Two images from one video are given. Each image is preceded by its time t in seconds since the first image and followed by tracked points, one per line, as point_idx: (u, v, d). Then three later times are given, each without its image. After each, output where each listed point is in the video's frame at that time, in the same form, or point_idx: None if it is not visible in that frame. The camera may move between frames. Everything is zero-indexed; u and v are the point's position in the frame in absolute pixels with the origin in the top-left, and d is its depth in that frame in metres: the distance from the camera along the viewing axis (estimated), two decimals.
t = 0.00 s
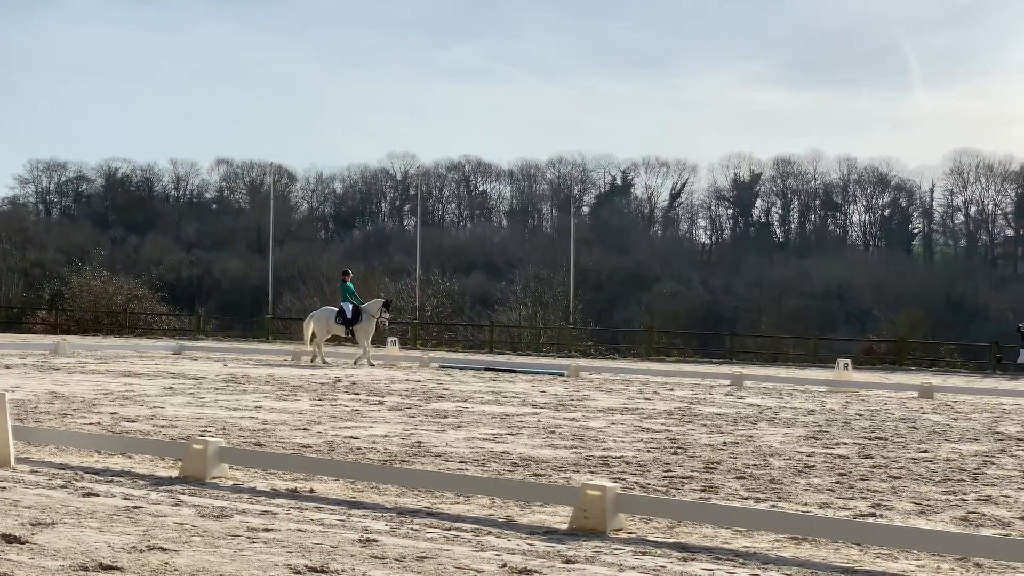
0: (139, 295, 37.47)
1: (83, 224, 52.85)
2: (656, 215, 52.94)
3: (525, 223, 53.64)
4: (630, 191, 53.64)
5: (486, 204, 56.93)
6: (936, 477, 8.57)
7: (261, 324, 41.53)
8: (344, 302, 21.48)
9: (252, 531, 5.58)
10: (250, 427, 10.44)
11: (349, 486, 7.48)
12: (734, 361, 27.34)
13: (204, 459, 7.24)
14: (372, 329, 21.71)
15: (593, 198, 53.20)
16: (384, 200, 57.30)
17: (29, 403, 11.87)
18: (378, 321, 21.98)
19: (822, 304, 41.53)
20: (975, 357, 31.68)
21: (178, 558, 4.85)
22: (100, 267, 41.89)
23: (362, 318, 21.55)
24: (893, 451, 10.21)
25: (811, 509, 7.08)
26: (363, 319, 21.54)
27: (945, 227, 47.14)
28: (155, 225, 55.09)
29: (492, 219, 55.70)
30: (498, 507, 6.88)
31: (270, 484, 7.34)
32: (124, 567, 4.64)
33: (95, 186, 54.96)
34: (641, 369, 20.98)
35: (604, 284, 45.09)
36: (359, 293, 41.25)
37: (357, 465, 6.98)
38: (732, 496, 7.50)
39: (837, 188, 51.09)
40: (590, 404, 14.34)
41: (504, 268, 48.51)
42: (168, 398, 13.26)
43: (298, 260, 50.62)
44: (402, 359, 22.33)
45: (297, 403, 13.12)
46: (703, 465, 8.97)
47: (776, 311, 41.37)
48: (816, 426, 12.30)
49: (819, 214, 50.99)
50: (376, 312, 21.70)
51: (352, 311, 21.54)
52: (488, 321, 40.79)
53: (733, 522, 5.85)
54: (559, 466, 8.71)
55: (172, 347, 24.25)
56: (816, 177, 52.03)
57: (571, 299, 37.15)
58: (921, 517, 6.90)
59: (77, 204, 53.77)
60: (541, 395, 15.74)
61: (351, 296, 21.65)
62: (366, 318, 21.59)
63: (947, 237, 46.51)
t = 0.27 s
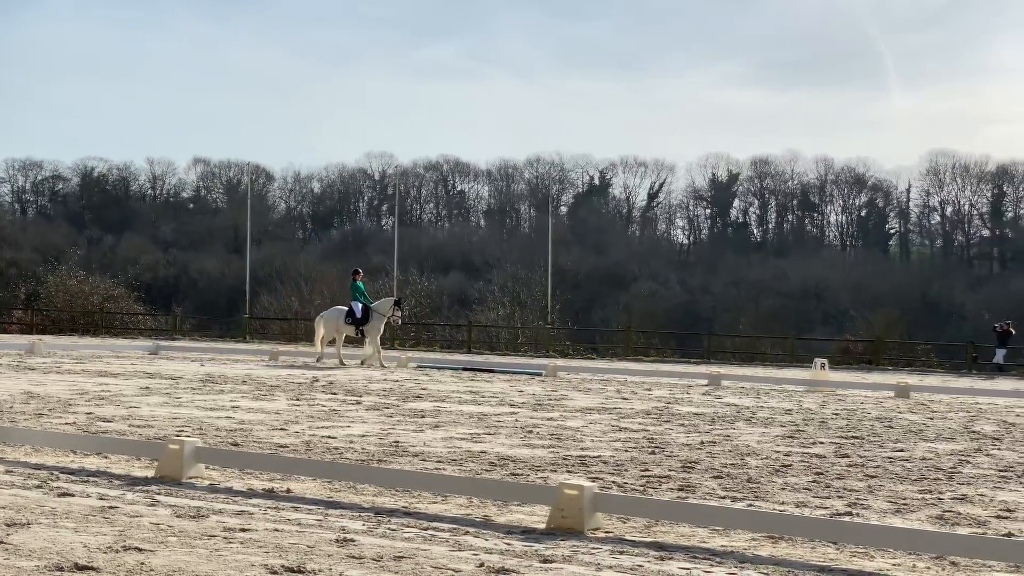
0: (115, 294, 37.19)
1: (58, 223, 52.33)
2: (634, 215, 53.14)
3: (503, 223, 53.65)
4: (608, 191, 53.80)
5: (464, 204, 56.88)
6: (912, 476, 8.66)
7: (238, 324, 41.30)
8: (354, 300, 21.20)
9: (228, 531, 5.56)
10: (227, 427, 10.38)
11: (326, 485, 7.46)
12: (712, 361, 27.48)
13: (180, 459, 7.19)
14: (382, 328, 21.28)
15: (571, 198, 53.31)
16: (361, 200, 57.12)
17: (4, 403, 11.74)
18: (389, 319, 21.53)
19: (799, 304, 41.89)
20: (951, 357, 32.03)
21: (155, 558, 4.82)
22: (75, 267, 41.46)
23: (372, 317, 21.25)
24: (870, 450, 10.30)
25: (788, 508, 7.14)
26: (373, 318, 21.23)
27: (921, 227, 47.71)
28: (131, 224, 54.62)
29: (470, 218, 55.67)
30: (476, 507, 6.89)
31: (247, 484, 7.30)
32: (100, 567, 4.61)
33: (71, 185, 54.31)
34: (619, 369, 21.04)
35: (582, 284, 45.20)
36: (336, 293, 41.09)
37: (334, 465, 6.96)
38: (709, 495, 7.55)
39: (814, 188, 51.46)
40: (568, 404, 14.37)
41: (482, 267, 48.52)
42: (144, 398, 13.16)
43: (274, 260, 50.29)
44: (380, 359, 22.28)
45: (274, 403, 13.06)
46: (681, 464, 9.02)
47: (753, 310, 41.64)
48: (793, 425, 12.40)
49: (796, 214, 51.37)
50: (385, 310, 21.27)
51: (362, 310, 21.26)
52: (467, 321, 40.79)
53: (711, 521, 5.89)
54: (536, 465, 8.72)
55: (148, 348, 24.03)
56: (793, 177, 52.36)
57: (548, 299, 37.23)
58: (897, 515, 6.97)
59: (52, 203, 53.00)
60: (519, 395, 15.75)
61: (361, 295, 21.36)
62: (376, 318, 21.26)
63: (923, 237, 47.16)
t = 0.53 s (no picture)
0: (88, 294, 36.84)
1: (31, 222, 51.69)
2: (610, 215, 53.34)
3: (479, 223, 53.64)
4: (583, 191, 53.94)
5: (440, 203, 56.83)
6: (886, 475, 8.76)
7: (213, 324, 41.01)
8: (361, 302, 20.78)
9: (203, 531, 5.52)
10: (201, 427, 10.31)
11: (301, 485, 7.43)
12: (688, 360, 27.61)
13: (154, 459, 7.13)
14: (392, 330, 20.89)
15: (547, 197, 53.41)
16: (337, 200, 56.93)
17: None
18: (400, 320, 21.12)
19: (774, 304, 42.20)
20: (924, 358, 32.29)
21: (128, 558, 4.79)
22: (47, 266, 40.91)
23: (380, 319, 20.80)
24: (844, 449, 10.41)
25: (763, 507, 7.20)
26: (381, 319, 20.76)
27: (895, 227, 48.26)
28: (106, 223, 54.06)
29: (445, 218, 55.64)
30: (452, 506, 6.89)
31: (221, 484, 7.26)
32: (73, 568, 4.57)
33: (45, 185, 53.75)
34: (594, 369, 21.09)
35: (558, 283, 45.28)
36: (312, 292, 40.90)
37: (309, 465, 6.94)
38: (684, 495, 7.59)
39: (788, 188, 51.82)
40: (543, 404, 14.40)
41: (459, 267, 48.51)
42: (118, 397, 13.04)
43: (250, 260, 49.99)
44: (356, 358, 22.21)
45: (249, 403, 12.98)
46: (656, 463, 9.06)
47: (728, 310, 41.91)
48: (768, 424, 12.50)
49: (771, 214, 51.72)
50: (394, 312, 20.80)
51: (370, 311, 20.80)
52: (444, 320, 40.76)
53: (686, 520, 5.93)
54: (512, 465, 8.73)
55: (122, 347, 23.78)
56: (768, 177, 52.68)
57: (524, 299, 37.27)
58: (871, 514, 7.05)
59: (25, 201, 52.71)
60: (496, 394, 15.76)
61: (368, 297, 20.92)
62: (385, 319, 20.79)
63: (896, 237, 47.70)
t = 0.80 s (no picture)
0: (58, 293, 36.41)
1: None
2: (583, 214, 53.49)
3: (452, 222, 53.56)
4: (556, 190, 54.04)
5: (413, 202, 56.70)
6: (856, 473, 8.87)
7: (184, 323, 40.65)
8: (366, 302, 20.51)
9: (173, 531, 5.48)
10: (172, 426, 10.21)
11: (273, 484, 7.39)
12: (661, 359, 27.77)
13: (124, 459, 7.06)
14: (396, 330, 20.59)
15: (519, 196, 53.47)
16: (310, 198, 56.61)
17: None
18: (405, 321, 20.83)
19: (746, 302, 42.47)
20: (895, 357, 32.71)
21: (97, 558, 4.74)
22: (15, 264, 40.32)
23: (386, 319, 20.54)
24: (814, 447, 10.52)
25: (734, 505, 7.26)
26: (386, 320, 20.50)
27: (866, 227, 48.93)
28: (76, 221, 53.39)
29: (418, 217, 55.54)
30: (424, 505, 6.88)
31: (192, 484, 7.20)
32: (42, 568, 4.53)
33: (14, 183, 53.01)
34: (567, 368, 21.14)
35: (532, 283, 45.32)
36: (284, 291, 40.67)
37: (281, 465, 6.90)
38: (656, 493, 7.64)
39: (760, 188, 52.12)
40: (516, 403, 14.41)
41: (432, 267, 48.44)
42: (87, 397, 12.89)
43: (222, 259, 49.54)
44: (328, 358, 22.11)
45: (220, 402, 12.88)
46: (628, 462, 9.11)
47: (701, 309, 42.17)
48: (739, 423, 12.60)
49: (743, 214, 52.01)
50: (400, 312, 20.54)
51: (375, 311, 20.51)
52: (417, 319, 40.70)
53: (659, 518, 5.97)
54: (484, 464, 8.73)
55: (92, 347, 23.48)
56: (740, 176, 52.92)
57: (497, 298, 37.22)
58: (841, 512, 7.14)
59: None
60: (469, 394, 15.75)
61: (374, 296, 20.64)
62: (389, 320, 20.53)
63: (868, 237, 48.53)
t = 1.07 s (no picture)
0: (32, 293, 35.88)
1: None
2: (560, 214, 53.53)
3: (429, 221, 53.43)
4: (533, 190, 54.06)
5: (390, 202, 56.51)
6: (831, 472, 8.95)
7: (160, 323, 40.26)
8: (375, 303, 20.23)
9: (147, 531, 5.44)
10: (147, 426, 10.13)
11: (248, 484, 7.35)
12: (638, 360, 27.85)
13: (98, 459, 7.00)
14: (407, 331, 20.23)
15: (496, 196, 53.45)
16: (286, 197, 56.25)
17: None
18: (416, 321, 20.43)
19: (723, 302, 42.67)
20: (870, 357, 33.03)
21: (71, 559, 4.70)
22: None
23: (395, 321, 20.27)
24: (790, 446, 10.60)
25: (710, 504, 7.32)
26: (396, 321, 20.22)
27: (841, 227, 49.30)
28: (48, 220, 52.67)
29: (395, 217, 55.37)
30: (400, 504, 6.88)
31: (167, 484, 7.15)
32: (15, 569, 4.49)
33: None
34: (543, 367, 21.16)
35: (509, 282, 45.30)
36: (261, 291, 40.40)
37: (257, 465, 6.87)
38: (633, 492, 7.68)
39: (737, 188, 52.37)
40: (493, 402, 14.40)
41: (409, 267, 48.31)
42: (61, 397, 12.73)
43: (197, 258, 49.15)
44: (305, 357, 21.99)
45: (195, 402, 12.78)
46: (605, 461, 9.14)
47: (678, 309, 42.36)
48: (715, 423, 12.68)
49: (719, 214, 52.29)
50: (409, 313, 20.18)
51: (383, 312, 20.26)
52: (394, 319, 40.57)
53: (635, 518, 6.00)
54: (461, 463, 8.73)
55: (65, 346, 23.19)
56: (717, 176, 53.10)
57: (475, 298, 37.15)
58: (815, 510, 7.21)
59: None
60: (445, 393, 15.74)
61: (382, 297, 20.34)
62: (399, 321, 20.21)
63: (843, 237, 49.00)
